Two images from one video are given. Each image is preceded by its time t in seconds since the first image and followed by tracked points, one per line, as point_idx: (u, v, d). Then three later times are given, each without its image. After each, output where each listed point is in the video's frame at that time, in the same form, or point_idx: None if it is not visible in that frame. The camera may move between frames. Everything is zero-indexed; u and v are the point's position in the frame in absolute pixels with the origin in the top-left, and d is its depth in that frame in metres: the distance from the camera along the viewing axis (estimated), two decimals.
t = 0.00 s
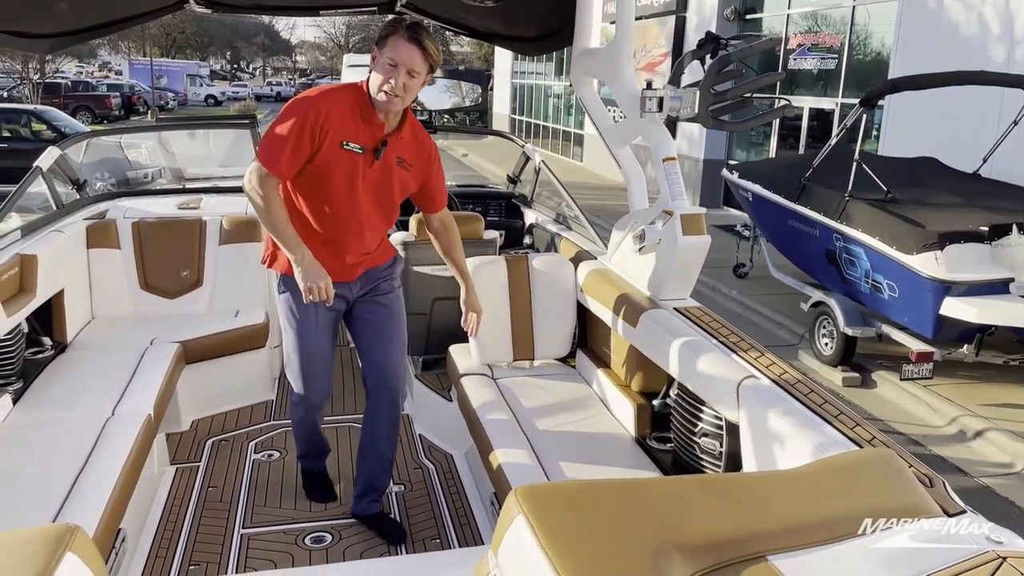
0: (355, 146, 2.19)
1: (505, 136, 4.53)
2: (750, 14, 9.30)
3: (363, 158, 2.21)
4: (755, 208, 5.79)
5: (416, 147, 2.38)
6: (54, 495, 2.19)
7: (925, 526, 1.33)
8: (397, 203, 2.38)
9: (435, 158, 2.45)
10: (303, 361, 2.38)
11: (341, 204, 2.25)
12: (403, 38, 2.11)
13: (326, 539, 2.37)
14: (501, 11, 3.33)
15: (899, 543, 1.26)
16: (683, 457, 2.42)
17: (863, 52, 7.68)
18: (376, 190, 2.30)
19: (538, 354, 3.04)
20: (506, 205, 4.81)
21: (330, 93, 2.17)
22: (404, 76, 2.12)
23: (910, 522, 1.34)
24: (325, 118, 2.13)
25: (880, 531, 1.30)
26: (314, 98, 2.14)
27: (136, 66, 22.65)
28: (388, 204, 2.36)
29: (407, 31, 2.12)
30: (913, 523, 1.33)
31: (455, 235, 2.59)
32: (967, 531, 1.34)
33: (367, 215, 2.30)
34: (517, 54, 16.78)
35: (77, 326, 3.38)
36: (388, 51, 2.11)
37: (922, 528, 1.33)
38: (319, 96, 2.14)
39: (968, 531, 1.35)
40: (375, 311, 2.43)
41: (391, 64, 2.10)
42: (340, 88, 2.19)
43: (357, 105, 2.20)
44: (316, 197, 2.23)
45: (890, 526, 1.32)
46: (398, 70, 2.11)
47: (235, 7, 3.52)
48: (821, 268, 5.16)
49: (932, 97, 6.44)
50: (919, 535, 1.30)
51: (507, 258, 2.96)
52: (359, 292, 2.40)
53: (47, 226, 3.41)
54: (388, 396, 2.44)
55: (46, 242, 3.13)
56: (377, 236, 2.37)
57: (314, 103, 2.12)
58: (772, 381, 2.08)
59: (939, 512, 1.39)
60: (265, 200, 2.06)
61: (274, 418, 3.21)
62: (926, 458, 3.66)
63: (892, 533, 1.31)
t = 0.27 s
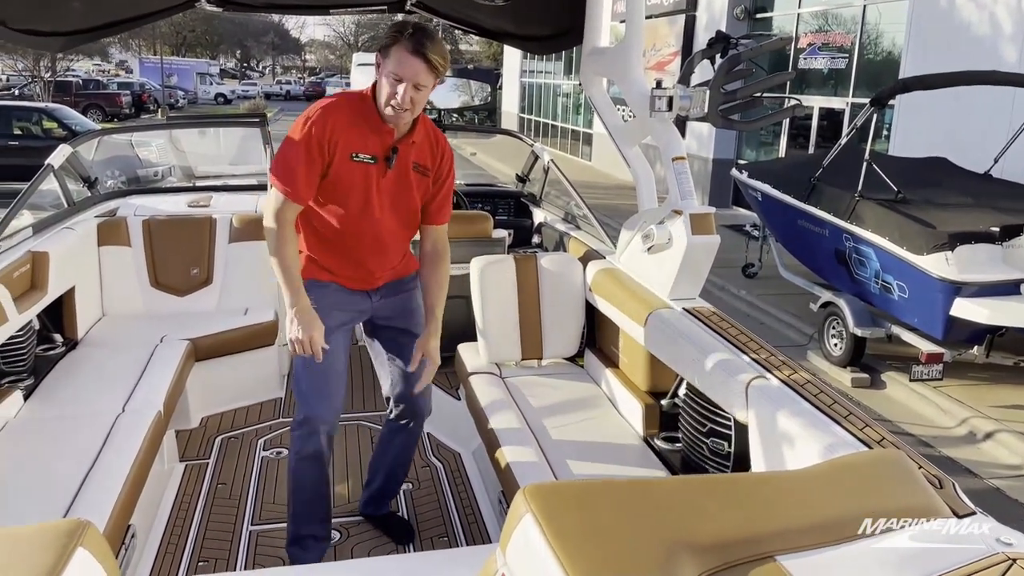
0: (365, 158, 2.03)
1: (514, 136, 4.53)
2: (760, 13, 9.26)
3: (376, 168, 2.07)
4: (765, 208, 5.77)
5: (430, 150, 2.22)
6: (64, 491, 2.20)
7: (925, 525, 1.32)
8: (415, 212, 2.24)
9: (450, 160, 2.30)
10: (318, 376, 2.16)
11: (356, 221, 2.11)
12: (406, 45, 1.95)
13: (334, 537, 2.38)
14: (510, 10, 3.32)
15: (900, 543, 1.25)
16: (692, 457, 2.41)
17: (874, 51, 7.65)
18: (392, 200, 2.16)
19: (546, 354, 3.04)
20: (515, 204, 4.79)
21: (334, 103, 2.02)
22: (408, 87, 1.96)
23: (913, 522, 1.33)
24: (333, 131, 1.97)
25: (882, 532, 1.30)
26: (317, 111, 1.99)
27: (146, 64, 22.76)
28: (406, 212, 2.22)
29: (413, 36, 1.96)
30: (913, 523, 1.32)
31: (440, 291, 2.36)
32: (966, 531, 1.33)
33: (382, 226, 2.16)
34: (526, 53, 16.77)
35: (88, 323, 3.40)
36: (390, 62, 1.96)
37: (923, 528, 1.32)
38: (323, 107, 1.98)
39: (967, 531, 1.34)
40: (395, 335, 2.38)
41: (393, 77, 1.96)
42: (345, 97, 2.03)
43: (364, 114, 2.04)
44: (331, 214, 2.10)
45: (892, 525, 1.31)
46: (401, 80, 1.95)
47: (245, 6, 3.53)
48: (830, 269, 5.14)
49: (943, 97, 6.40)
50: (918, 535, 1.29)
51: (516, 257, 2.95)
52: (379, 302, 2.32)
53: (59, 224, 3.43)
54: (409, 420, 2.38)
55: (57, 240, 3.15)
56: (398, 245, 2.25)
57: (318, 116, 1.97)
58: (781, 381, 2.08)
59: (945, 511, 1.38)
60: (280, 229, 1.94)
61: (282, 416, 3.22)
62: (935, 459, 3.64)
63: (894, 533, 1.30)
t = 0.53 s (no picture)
0: (360, 245, 1.91)
1: (527, 135, 4.53)
2: (774, 12, 9.21)
3: (373, 250, 1.95)
4: (777, 208, 5.74)
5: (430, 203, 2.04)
6: (78, 485, 2.22)
7: (924, 526, 1.30)
8: (417, 269, 2.13)
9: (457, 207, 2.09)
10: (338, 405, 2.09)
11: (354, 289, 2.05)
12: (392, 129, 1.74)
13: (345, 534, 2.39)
14: (523, 7, 3.31)
15: (907, 545, 1.24)
16: (703, 456, 2.40)
17: (889, 51, 7.60)
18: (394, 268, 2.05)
19: (557, 352, 3.04)
20: (527, 203, 4.81)
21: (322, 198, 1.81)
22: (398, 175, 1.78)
23: (914, 522, 1.30)
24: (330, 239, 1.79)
25: (883, 532, 1.28)
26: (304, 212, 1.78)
27: (161, 63, 22.91)
28: (408, 272, 2.10)
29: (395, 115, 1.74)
30: (913, 523, 1.30)
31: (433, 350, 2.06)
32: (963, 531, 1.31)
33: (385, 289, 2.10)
34: (538, 52, 16.76)
35: (102, 319, 3.42)
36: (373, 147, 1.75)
37: (923, 529, 1.29)
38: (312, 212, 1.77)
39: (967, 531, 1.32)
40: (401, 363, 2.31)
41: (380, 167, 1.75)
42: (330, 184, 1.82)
43: (351, 198, 1.86)
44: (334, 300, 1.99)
45: (894, 526, 1.29)
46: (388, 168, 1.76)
47: (259, 4, 3.54)
48: (843, 269, 5.11)
49: (958, 97, 6.35)
50: (915, 536, 1.28)
51: (527, 255, 2.96)
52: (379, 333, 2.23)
53: (74, 220, 3.45)
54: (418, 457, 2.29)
55: (72, 236, 3.17)
56: (401, 298, 2.16)
57: (310, 225, 1.76)
58: (793, 381, 2.07)
59: (953, 511, 1.37)
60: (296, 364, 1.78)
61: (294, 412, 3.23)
62: (949, 461, 3.61)
63: (896, 534, 1.28)
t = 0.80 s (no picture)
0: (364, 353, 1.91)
1: (543, 132, 4.50)
2: (791, 10, 9.16)
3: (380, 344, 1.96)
4: (793, 207, 5.73)
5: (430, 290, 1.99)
6: (100, 476, 2.25)
7: (924, 525, 1.29)
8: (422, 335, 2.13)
9: (464, 287, 2.02)
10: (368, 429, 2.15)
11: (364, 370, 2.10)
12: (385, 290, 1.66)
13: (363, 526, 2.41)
14: (542, 3, 3.30)
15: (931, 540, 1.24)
16: (721, 452, 2.41)
17: (907, 49, 7.56)
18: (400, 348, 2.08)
19: (574, 349, 3.04)
20: (542, 200, 4.78)
21: (325, 336, 1.78)
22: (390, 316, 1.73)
23: (916, 522, 1.29)
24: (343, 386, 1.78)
25: (883, 533, 1.26)
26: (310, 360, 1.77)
27: (177, 60, 23.06)
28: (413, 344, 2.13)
29: (384, 272, 1.64)
30: (912, 523, 1.28)
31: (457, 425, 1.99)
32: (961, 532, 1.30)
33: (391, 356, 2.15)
34: (553, 50, 16.76)
35: (123, 313, 3.45)
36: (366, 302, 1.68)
37: (923, 529, 1.28)
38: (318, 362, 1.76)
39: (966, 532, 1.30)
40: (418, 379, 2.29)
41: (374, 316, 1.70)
42: (330, 320, 1.79)
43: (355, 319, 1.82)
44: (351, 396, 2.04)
45: (894, 525, 1.28)
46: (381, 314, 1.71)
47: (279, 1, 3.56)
48: (860, 269, 5.09)
49: (977, 96, 6.31)
50: (914, 536, 1.27)
51: (544, 250, 2.97)
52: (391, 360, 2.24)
53: (96, 215, 3.49)
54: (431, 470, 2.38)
55: (94, 230, 3.21)
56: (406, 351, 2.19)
57: (319, 378, 1.76)
58: (813, 378, 2.07)
59: (963, 510, 1.34)
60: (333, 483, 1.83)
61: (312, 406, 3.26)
62: (966, 461, 3.60)
63: (896, 535, 1.27)
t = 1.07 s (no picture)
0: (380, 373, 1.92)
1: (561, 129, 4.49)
2: (811, 7, 9.08)
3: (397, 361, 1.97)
4: (812, 206, 5.68)
5: (443, 306, 1.99)
6: (121, 469, 2.27)
7: (923, 525, 1.26)
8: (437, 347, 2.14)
9: (477, 302, 2.01)
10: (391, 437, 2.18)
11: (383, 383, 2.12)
12: (392, 321, 1.64)
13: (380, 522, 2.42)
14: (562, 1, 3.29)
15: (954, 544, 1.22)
16: (738, 452, 2.39)
17: (928, 47, 7.48)
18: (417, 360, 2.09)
19: (591, 347, 3.04)
20: (561, 197, 4.79)
21: (342, 358, 1.78)
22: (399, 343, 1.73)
23: (917, 523, 1.26)
24: (361, 410, 1.79)
25: (882, 534, 1.24)
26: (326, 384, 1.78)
27: (196, 58, 23.21)
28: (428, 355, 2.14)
29: (389, 305, 1.62)
30: (913, 523, 1.26)
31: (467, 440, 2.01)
32: (960, 532, 1.26)
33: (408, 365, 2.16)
34: (571, 48, 16.72)
35: (142, 308, 3.48)
36: (376, 331, 1.68)
37: (921, 529, 1.25)
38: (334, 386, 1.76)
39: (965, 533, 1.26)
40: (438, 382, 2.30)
41: (384, 343, 1.70)
42: (347, 342, 1.79)
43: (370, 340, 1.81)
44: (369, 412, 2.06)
45: (894, 525, 1.25)
46: (390, 342, 1.70)
47: None
48: (879, 269, 5.04)
49: (1000, 94, 6.24)
50: (913, 536, 1.25)
51: (562, 248, 2.96)
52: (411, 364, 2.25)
53: (116, 211, 3.52)
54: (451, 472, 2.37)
55: (115, 226, 3.24)
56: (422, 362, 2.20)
57: (335, 403, 1.76)
58: (832, 378, 2.05)
59: (976, 516, 1.29)
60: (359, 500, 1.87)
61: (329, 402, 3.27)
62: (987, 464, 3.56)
63: (895, 536, 1.24)
